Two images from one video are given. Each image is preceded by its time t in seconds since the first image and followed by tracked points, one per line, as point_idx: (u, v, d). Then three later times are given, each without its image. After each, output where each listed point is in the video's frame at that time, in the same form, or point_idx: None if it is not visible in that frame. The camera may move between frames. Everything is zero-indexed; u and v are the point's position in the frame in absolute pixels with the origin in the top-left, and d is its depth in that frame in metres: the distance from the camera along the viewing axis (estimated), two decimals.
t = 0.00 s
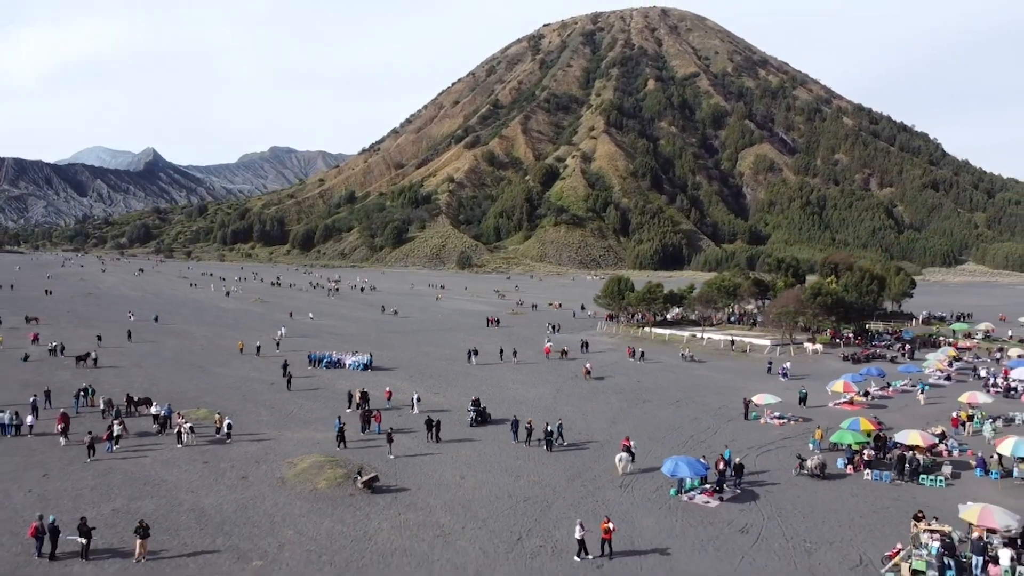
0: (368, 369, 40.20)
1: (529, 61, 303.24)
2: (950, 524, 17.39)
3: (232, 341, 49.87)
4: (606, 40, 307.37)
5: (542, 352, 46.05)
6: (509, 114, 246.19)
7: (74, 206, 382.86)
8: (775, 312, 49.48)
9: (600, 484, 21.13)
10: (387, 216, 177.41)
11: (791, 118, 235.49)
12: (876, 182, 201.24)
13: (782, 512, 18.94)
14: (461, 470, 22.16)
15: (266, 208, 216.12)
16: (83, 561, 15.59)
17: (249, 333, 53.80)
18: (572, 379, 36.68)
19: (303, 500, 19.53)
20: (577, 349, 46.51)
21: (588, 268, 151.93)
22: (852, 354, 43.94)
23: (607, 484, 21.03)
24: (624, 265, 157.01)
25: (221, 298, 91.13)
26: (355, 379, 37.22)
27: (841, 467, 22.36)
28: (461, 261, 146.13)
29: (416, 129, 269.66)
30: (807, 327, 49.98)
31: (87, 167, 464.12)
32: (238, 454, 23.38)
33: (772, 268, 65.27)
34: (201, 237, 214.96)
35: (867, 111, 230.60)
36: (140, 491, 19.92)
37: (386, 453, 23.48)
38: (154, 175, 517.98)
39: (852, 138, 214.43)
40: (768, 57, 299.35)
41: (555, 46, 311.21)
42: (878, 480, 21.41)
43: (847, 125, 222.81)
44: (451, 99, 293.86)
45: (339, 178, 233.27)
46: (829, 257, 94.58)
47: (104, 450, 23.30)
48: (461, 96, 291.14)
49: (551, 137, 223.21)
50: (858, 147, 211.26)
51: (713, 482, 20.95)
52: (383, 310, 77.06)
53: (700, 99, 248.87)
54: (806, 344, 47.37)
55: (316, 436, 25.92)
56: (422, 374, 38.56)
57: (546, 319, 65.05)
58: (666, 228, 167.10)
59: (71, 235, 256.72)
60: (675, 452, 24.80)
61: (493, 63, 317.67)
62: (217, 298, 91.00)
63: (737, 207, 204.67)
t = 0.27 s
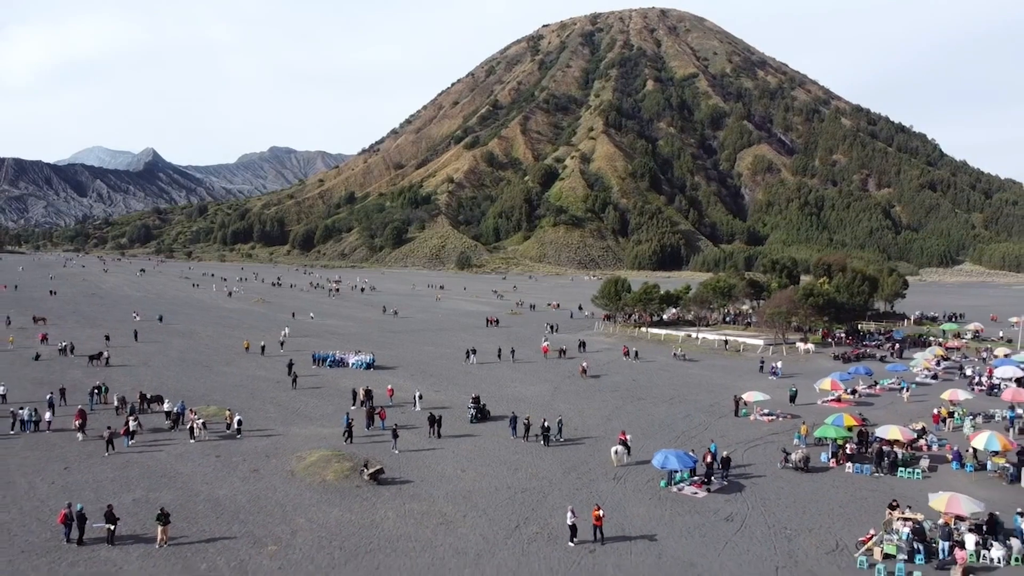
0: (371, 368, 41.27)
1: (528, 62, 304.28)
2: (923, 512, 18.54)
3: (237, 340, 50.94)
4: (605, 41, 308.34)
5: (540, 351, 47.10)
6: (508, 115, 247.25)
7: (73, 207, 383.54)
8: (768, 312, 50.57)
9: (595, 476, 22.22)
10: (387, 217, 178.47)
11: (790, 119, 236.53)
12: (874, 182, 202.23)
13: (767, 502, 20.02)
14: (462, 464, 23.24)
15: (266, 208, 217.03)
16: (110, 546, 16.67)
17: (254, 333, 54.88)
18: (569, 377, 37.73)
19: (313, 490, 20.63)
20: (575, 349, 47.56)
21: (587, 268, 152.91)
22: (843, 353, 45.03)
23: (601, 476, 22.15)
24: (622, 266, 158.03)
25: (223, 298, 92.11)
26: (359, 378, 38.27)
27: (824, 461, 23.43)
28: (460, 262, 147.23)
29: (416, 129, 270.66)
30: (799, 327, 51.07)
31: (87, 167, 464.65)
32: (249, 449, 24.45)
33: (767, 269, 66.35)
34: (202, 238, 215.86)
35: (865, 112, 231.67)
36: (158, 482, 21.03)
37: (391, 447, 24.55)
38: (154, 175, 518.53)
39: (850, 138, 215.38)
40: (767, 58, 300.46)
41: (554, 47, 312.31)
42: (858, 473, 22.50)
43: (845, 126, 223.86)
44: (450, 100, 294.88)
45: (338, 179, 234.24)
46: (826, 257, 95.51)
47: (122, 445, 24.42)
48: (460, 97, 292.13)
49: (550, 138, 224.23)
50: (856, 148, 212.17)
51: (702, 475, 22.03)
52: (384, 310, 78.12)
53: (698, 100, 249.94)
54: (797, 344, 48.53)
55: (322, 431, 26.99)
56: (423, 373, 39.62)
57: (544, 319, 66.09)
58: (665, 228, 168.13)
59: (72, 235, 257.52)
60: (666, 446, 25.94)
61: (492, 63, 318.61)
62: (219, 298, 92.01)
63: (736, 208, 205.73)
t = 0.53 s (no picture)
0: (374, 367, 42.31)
1: (527, 62, 305.37)
2: (899, 502, 19.64)
3: (242, 340, 52.04)
4: (604, 42, 309.38)
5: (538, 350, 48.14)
6: (508, 115, 248.39)
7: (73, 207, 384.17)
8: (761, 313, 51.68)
9: (590, 469, 23.32)
10: (387, 217, 179.66)
11: (788, 119, 237.64)
12: (872, 183, 203.28)
13: (753, 493, 21.11)
14: (463, 458, 24.32)
15: (266, 209, 217.99)
16: (132, 533, 17.73)
17: (258, 333, 55.96)
18: (567, 376, 38.79)
19: (322, 482, 21.70)
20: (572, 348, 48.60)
21: (586, 268, 153.98)
22: (833, 352, 46.20)
23: (596, 469, 23.21)
24: (621, 266, 159.06)
25: (225, 298, 93.10)
26: (362, 376, 39.32)
27: (809, 454, 24.52)
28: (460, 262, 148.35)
29: (415, 130, 271.67)
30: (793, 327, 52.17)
31: (86, 167, 465.42)
32: (259, 444, 25.50)
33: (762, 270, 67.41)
34: (202, 238, 216.82)
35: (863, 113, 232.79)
36: (175, 474, 22.12)
37: (396, 442, 25.60)
38: (153, 176, 519.29)
39: (848, 139, 216.39)
40: (766, 59, 301.62)
41: (554, 47, 313.43)
42: (841, 466, 23.58)
43: (843, 126, 225.02)
44: (449, 100, 295.85)
45: (338, 179, 235.27)
46: (823, 258, 96.50)
47: (138, 440, 25.50)
48: (460, 98, 293.11)
49: (549, 139, 225.33)
50: (854, 148, 213.18)
51: (692, 467, 23.09)
52: (384, 310, 79.15)
53: (697, 100, 251.02)
54: (790, 344, 49.69)
55: (328, 427, 28.05)
56: (424, 372, 40.68)
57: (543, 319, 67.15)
58: (663, 229, 169.18)
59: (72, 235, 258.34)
60: (660, 442, 27.00)
61: (492, 64, 319.66)
62: (221, 298, 93.00)
63: (734, 208, 206.79)
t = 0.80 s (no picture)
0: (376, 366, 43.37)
1: (526, 63, 306.41)
2: (877, 492, 20.75)
3: (246, 339, 53.09)
4: (603, 43, 310.40)
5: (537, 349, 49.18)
6: (507, 116, 249.44)
7: (73, 207, 384.99)
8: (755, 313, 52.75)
9: (585, 462, 24.40)
10: (386, 217, 180.76)
11: (786, 120, 238.70)
12: (870, 183, 204.33)
13: (740, 485, 22.20)
14: (464, 452, 25.38)
15: (266, 209, 218.96)
16: (153, 521, 18.81)
17: (262, 333, 57.06)
18: (564, 375, 39.86)
19: (330, 475, 22.78)
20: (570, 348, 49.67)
21: (585, 269, 155.02)
22: (825, 351, 47.30)
23: (591, 462, 24.31)
24: (620, 266, 160.10)
25: (227, 298, 94.07)
26: (365, 375, 40.37)
27: (795, 449, 25.61)
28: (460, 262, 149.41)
29: (415, 130, 272.71)
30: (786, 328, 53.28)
31: (86, 167, 466.02)
32: (268, 439, 26.55)
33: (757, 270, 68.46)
34: (202, 238, 217.74)
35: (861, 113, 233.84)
36: (189, 467, 23.21)
37: (400, 438, 26.68)
38: (153, 176, 519.91)
39: (846, 139, 217.38)
40: (764, 60, 302.84)
41: (553, 48, 314.43)
42: (826, 460, 24.67)
43: (841, 127, 226.11)
44: (449, 101, 296.92)
45: (338, 179, 236.30)
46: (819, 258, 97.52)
47: (152, 435, 26.60)
48: (459, 98, 294.06)
49: (548, 139, 226.43)
50: (852, 149, 214.06)
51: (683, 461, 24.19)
52: (384, 310, 80.18)
53: (696, 101, 252.11)
54: (782, 343, 50.80)
55: (334, 423, 29.12)
56: (425, 370, 41.75)
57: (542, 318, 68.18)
58: (661, 229, 170.21)
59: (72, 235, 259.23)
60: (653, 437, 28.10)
61: (491, 64, 320.66)
62: (223, 298, 93.98)
63: (732, 209, 207.83)
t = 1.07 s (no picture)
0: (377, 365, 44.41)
1: (525, 63, 307.43)
2: (857, 484, 21.85)
3: (250, 339, 54.12)
4: (602, 43, 311.32)
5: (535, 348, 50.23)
6: (506, 117, 250.52)
7: (73, 207, 385.64)
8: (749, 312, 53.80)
9: (581, 456, 25.47)
10: (386, 218, 181.80)
11: (785, 120, 239.76)
12: (868, 183, 205.34)
13: (728, 478, 23.28)
14: (465, 447, 26.46)
15: (266, 209, 219.93)
16: (171, 510, 19.89)
17: (266, 333, 58.13)
18: (561, 373, 40.89)
19: (337, 468, 23.86)
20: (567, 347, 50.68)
21: (584, 269, 155.96)
22: (817, 350, 48.38)
23: (587, 456, 25.41)
24: (618, 266, 161.05)
25: (229, 298, 95.03)
26: (368, 373, 41.40)
27: (783, 444, 26.69)
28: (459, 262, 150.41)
29: (415, 130, 273.65)
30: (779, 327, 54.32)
31: (86, 167, 466.74)
32: (276, 435, 27.58)
33: (752, 271, 69.51)
34: (203, 238, 218.61)
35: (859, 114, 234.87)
36: (202, 461, 24.28)
37: (403, 433, 27.74)
38: (153, 176, 520.79)
39: (845, 140, 218.34)
40: (763, 60, 303.90)
41: (552, 48, 315.45)
42: (811, 454, 25.75)
43: (839, 127, 227.29)
44: (448, 101, 297.97)
45: (338, 180, 237.29)
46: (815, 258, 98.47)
47: (164, 431, 27.66)
48: (459, 98, 294.98)
49: (547, 140, 227.42)
50: (850, 149, 214.76)
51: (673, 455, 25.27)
52: (384, 310, 81.22)
53: (694, 101, 253.20)
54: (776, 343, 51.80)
55: (339, 420, 30.16)
56: (426, 369, 42.78)
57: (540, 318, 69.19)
58: (660, 229, 171.20)
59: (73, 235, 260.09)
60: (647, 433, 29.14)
61: (490, 65, 321.75)
62: (225, 298, 94.97)
63: (731, 209, 208.79)
